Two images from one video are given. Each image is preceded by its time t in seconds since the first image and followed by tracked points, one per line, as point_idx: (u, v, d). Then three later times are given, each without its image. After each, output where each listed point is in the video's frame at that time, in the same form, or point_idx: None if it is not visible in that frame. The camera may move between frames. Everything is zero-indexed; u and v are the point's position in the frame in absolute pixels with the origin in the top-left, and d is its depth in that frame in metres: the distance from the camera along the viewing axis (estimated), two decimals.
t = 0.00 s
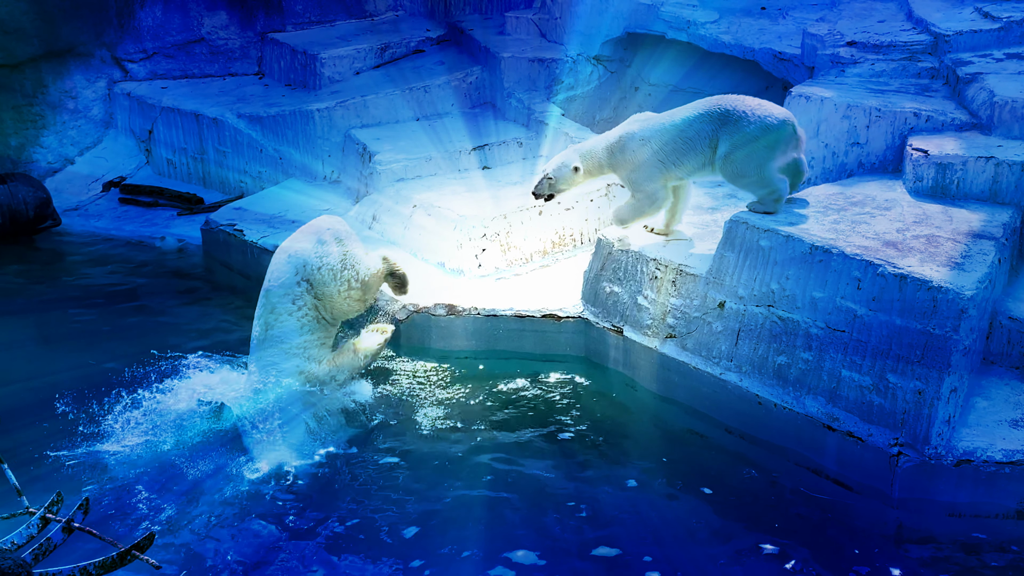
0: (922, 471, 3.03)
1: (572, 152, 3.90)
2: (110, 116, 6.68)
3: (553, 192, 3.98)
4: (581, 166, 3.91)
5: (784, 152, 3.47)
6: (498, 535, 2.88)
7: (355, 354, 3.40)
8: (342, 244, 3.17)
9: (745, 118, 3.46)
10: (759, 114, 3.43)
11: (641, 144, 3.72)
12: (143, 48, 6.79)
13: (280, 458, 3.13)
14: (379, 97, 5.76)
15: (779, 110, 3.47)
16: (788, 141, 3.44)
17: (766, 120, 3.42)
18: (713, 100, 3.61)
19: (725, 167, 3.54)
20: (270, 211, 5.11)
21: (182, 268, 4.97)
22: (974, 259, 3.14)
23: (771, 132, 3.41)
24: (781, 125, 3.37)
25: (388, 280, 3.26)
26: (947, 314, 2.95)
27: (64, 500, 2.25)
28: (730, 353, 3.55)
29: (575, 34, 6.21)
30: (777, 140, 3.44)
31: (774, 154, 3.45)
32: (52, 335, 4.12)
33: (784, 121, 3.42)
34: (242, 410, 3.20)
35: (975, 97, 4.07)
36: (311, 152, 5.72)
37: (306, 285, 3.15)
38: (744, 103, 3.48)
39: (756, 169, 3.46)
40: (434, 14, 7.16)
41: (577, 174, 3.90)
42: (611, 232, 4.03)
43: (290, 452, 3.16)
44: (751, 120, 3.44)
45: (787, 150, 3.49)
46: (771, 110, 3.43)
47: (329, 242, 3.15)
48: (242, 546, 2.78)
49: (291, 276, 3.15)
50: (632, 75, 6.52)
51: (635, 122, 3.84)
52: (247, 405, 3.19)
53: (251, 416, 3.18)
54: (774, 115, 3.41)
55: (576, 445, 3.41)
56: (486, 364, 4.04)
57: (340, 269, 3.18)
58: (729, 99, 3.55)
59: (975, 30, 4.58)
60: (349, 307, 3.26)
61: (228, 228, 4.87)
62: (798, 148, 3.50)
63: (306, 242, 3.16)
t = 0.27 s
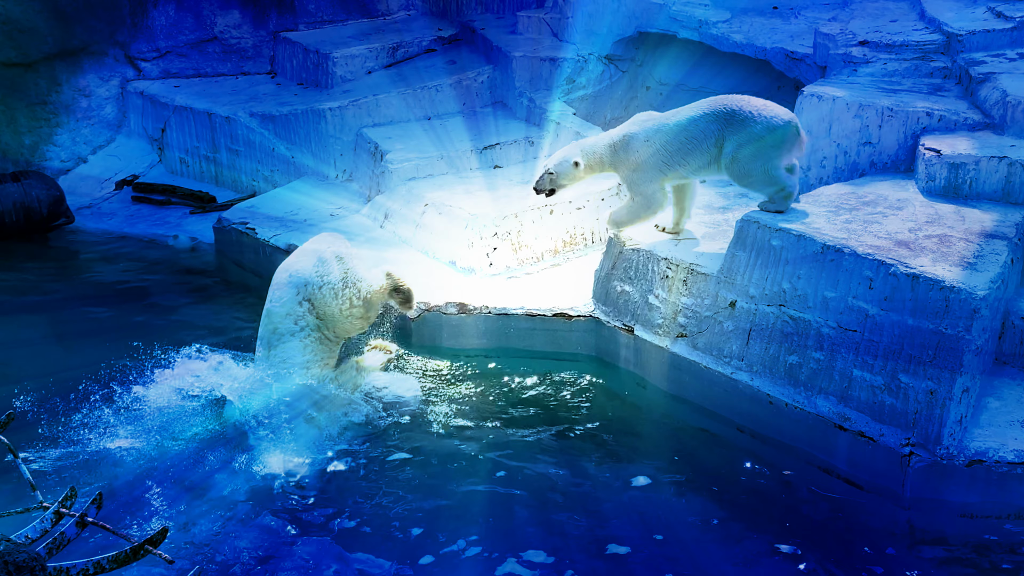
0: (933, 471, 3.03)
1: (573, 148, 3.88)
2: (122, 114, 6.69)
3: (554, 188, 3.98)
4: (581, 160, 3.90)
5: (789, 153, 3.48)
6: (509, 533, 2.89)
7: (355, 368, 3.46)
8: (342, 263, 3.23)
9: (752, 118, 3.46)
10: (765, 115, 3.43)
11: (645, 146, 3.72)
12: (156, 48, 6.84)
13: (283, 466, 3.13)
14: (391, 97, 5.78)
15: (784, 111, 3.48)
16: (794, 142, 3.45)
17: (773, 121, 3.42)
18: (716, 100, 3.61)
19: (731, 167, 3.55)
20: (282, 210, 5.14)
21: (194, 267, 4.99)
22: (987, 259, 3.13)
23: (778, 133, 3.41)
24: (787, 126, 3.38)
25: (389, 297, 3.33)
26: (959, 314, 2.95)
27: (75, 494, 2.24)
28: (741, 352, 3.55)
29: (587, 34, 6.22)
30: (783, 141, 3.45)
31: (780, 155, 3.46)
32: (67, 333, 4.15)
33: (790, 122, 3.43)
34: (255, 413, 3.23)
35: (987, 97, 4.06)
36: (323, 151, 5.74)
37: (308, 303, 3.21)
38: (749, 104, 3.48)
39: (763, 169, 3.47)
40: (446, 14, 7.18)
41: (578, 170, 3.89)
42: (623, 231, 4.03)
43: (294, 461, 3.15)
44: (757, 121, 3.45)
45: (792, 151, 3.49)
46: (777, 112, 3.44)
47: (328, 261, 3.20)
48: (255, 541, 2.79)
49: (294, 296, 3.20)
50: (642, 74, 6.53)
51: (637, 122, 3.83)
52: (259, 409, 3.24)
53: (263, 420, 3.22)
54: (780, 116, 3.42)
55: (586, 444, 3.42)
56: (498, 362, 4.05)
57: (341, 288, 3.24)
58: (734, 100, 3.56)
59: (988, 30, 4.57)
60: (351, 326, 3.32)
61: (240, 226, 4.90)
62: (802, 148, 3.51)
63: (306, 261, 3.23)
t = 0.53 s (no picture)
0: (944, 472, 3.03)
1: (575, 143, 3.85)
2: (134, 112, 6.72)
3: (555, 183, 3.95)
4: (582, 155, 3.87)
5: (792, 152, 3.48)
6: (519, 531, 2.89)
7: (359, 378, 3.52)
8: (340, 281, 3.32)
9: (756, 118, 3.46)
10: (770, 114, 3.44)
11: (649, 148, 3.71)
12: (168, 45, 6.86)
13: (289, 462, 3.16)
14: (402, 96, 5.79)
15: (786, 111, 3.50)
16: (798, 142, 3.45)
17: (778, 121, 3.43)
18: (719, 101, 3.61)
19: (737, 167, 3.54)
20: (294, 208, 5.18)
21: (205, 264, 5.03)
22: (998, 259, 3.11)
23: (784, 133, 3.41)
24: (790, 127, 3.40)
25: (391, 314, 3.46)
26: (970, 314, 2.92)
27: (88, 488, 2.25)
28: (751, 352, 3.55)
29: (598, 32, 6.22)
30: (787, 140, 3.45)
31: (785, 155, 3.46)
32: (83, 329, 4.19)
33: (793, 122, 3.44)
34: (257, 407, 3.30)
35: (999, 96, 4.05)
36: (334, 149, 5.76)
37: (311, 321, 3.27)
38: (753, 104, 3.48)
39: (770, 168, 3.45)
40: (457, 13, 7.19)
41: (579, 165, 3.87)
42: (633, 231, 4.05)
43: (300, 456, 3.20)
44: (763, 120, 3.45)
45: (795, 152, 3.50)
46: (781, 111, 3.45)
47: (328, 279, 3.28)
48: (267, 535, 2.81)
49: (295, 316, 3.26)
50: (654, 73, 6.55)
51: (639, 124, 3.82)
52: (262, 406, 3.28)
53: (264, 414, 3.27)
54: (785, 117, 3.43)
55: (597, 442, 3.42)
56: (509, 360, 4.06)
57: (342, 306, 3.33)
58: (738, 99, 3.56)
59: (1001, 30, 4.54)
60: (352, 343, 3.40)
61: (252, 224, 4.93)
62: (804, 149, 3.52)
63: (307, 279, 3.30)
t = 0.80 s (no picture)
0: (959, 472, 3.03)
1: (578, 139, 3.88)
2: (151, 110, 6.79)
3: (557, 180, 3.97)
4: (585, 151, 3.89)
5: (795, 151, 3.54)
6: (535, 528, 2.90)
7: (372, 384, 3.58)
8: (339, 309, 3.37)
9: (760, 118, 3.49)
10: (773, 114, 3.48)
11: (653, 152, 3.72)
12: (185, 43, 6.92)
13: (298, 454, 3.20)
14: (417, 93, 5.80)
15: (787, 110, 3.54)
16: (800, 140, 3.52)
17: (782, 121, 3.47)
18: (721, 101, 3.62)
19: (747, 168, 3.58)
20: (310, 205, 5.21)
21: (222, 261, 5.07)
22: (1016, 258, 3.10)
23: (788, 132, 3.47)
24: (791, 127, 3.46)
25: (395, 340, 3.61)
26: (986, 314, 2.91)
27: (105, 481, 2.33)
28: (766, 351, 3.55)
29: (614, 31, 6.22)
30: (791, 139, 3.50)
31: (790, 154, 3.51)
32: (102, 324, 4.23)
33: (795, 121, 3.49)
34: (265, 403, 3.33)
35: (1017, 95, 4.03)
36: (350, 147, 5.78)
37: (321, 364, 3.28)
38: (756, 104, 3.50)
39: (778, 167, 3.49)
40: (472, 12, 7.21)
41: (581, 160, 3.90)
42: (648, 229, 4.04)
43: (311, 452, 3.22)
44: (767, 121, 3.48)
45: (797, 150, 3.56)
46: (783, 111, 3.50)
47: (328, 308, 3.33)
48: (284, 528, 2.84)
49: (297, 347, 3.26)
50: (670, 72, 6.59)
51: (639, 126, 3.82)
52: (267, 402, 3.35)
53: (272, 411, 3.31)
54: (787, 116, 3.48)
55: (611, 439, 3.43)
56: (524, 358, 4.07)
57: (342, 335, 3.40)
58: (739, 99, 3.58)
59: (1019, 28, 4.52)
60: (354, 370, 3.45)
61: (268, 221, 4.96)
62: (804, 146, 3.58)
63: (306, 312, 3.32)
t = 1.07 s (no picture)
0: (970, 471, 3.03)
1: (581, 140, 3.93)
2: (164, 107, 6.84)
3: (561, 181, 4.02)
4: (588, 150, 3.94)
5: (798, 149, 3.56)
6: (547, 524, 2.90)
7: (376, 389, 3.55)
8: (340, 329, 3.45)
9: (761, 117, 3.52)
10: (774, 113, 3.51)
11: (655, 155, 3.78)
12: (198, 41, 6.96)
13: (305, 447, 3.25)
14: (429, 91, 5.82)
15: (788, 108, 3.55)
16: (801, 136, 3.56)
17: (783, 119, 3.50)
18: (721, 101, 3.65)
19: (754, 167, 3.60)
20: (323, 202, 5.24)
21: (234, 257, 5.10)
22: None
23: (788, 130, 3.50)
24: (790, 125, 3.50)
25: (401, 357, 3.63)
26: (999, 313, 2.90)
27: (119, 476, 2.42)
28: (777, 349, 3.55)
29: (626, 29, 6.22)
30: (793, 137, 3.53)
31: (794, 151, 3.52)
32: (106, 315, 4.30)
33: (795, 119, 3.52)
34: (271, 401, 3.46)
35: None
36: (362, 144, 5.78)
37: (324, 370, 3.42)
38: (756, 104, 3.53)
39: (782, 165, 3.50)
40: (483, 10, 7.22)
41: (585, 160, 3.94)
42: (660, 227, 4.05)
43: (316, 444, 3.27)
44: (769, 120, 3.51)
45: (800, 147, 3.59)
46: (783, 109, 3.52)
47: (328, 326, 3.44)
48: (297, 522, 2.85)
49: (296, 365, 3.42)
50: (681, 70, 6.61)
51: (640, 130, 3.87)
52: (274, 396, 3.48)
53: (277, 409, 3.42)
54: (788, 115, 3.51)
55: (621, 436, 3.43)
56: (537, 353, 4.08)
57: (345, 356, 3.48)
58: (738, 99, 3.60)
59: None
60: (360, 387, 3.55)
61: (280, 218, 4.98)
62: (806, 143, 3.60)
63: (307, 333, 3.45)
